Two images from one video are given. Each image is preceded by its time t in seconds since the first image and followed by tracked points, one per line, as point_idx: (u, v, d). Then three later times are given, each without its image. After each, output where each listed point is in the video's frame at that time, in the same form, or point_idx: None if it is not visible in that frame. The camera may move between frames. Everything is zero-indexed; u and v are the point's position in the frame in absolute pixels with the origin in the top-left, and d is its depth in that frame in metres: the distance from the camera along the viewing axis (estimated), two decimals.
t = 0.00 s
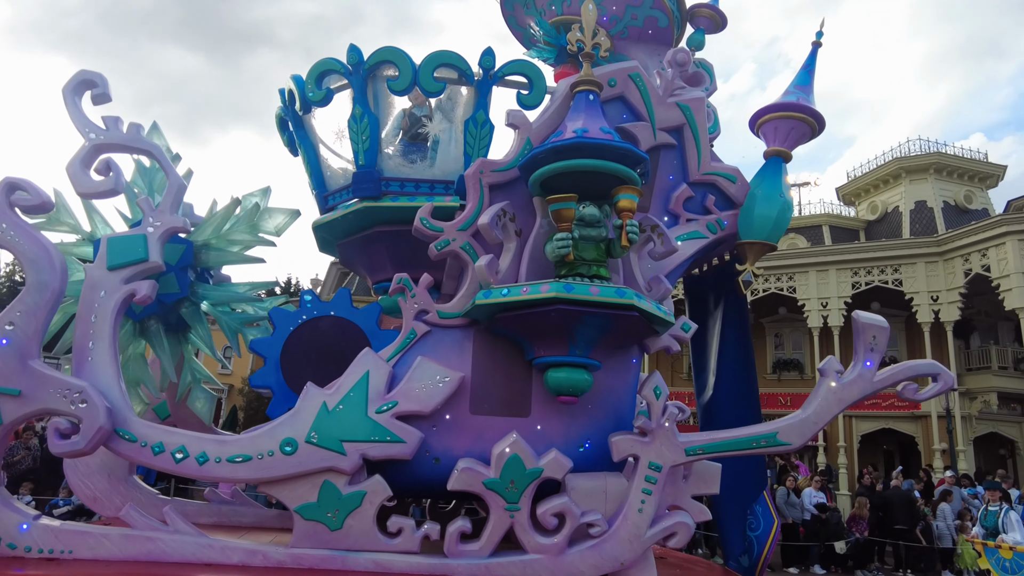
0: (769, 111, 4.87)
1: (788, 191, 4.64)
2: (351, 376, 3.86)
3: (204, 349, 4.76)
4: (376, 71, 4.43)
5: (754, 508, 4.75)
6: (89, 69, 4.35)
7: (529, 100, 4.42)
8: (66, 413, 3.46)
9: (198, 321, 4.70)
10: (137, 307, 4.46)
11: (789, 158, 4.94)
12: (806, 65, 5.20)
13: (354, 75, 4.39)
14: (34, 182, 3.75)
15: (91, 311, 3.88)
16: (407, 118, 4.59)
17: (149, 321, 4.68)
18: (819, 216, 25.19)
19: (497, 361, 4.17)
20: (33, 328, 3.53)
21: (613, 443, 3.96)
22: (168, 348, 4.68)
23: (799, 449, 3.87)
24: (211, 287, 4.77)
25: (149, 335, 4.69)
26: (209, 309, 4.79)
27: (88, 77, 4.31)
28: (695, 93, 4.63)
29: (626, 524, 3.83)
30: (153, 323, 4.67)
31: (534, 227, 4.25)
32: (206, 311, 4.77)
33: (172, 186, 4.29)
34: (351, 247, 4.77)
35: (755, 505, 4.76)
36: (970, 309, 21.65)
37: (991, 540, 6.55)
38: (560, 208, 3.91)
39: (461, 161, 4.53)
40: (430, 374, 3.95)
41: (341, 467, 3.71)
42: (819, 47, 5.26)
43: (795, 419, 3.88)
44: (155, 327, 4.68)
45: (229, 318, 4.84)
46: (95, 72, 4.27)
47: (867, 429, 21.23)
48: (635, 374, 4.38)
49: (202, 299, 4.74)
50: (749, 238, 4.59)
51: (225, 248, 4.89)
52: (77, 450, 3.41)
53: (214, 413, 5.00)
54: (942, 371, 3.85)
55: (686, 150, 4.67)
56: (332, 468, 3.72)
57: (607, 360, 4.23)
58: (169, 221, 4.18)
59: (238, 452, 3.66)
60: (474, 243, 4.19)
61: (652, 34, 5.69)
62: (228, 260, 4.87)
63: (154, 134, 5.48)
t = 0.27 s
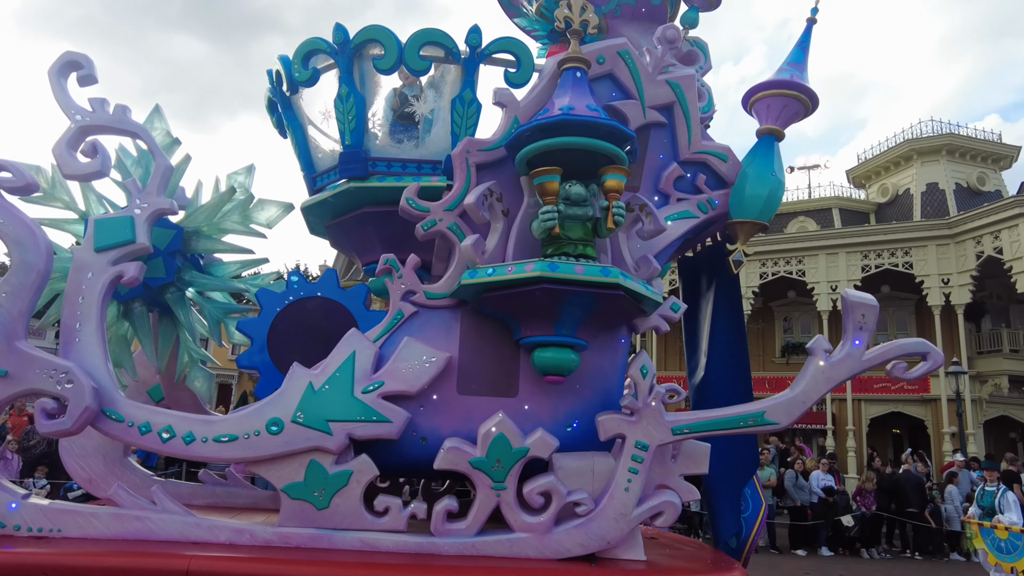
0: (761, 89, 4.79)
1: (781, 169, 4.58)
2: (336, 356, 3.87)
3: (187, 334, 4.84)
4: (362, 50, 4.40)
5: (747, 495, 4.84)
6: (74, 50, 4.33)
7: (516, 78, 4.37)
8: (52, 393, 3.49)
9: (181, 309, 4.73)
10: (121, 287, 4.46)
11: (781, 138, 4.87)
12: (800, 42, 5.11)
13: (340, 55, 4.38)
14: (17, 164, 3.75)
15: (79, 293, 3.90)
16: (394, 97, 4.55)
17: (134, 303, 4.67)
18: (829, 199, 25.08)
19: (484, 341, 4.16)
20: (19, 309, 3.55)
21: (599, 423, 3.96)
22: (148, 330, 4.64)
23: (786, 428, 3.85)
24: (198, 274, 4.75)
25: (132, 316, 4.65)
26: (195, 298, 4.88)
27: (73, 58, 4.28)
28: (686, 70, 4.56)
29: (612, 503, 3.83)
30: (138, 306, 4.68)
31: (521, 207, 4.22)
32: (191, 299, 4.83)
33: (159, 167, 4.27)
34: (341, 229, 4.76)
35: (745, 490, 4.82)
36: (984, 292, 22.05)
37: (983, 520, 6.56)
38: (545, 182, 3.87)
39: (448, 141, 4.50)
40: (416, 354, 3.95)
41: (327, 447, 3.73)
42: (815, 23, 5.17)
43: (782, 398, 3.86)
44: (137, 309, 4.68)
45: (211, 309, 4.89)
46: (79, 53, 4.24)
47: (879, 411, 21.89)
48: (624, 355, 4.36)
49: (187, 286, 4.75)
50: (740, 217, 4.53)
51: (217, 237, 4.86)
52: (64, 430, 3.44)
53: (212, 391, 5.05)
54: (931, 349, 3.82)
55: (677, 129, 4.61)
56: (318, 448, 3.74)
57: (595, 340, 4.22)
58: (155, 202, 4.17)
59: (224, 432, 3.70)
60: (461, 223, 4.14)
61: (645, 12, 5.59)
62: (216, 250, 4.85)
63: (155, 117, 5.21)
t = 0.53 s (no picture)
0: (747, 66, 4.71)
1: (768, 148, 4.51)
2: (316, 337, 3.86)
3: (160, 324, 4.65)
4: (341, 28, 4.36)
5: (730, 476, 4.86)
6: (50, 29, 4.27)
7: (497, 55, 4.31)
8: (30, 375, 3.50)
9: (157, 296, 4.58)
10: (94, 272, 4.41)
11: (768, 116, 4.81)
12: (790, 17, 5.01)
13: (319, 33, 4.35)
14: None
15: (58, 275, 3.89)
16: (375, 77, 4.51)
17: (110, 286, 4.60)
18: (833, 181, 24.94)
19: (466, 322, 4.14)
20: None
21: (580, 402, 3.94)
22: (124, 315, 4.61)
23: (767, 407, 3.83)
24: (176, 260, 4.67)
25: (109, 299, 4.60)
26: (172, 285, 4.67)
27: (49, 38, 4.23)
28: (670, 47, 4.49)
29: (593, 483, 3.82)
30: (115, 291, 4.61)
31: (502, 186, 4.18)
32: (167, 285, 4.65)
33: (137, 148, 4.23)
34: (323, 210, 4.74)
35: (728, 471, 4.83)
36: (989, 274, 22.25)
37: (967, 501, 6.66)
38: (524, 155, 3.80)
39: (429, 119, 4.47)
40: (397, 335, 3.94)
41: (307, 428, 3.73)
42: None
43: (763, 378, 3.83)
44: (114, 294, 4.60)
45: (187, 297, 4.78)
46: (55, 32, 4.19)
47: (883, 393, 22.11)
48: (607, 335, 4.34)
49: (165, 272, 4.63)
50: (725, 196, 4.48)
51: (201, 225, 4.79)
52: (42, 411, 3.45)
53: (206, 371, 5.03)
54: (915, 328, 3.77)
55: (661, 106, 4.55)
56: (298, 429, 3.74)
57: (577, 320, 4.20)
58: (135, 184, 4.14)
59: (203, 413, 3.71)
60: (442, 203, 4.09)
61: None
62: (197, 239, 4.76)
63: (148, 100, 5.00)
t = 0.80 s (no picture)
0: (730, 46, 4.64)
1: (749, 129, 4.45)
2: (289, 320, 3.84)
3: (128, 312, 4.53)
4: (314, 8, 4.31)
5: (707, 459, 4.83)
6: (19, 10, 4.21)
7: (474, 35, 4.25)
8: None
9: (127, 285, 4.49)
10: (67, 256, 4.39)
11: (751, 97, 4.74)
12: None
13: (292, 13, 4.28)
14: None
15: (29, 259, 3.86)
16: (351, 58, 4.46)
17: (80, 270, 4.58)
18: (834, 166, 24.81)
19: (442, 305, 4.11)
20: None
21: (557, 386, 3.93)
22: (90, 299, 4.60)
23: (743, 390, 3.81)
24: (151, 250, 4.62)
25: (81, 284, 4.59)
26: (143, 274, 4.56)
27: (17, 18, 4.16)
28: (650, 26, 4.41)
29: (569, 466, 3.80)
30: (84, 275, 4.58)
31: (478, 167, 4.12)
32: (138, 274, 4.54)
33: (109, 129, 4.16)
34: (301, 193, 4.69)
35: (706, 454, 4.83)
36: (989, 259, 22.27)
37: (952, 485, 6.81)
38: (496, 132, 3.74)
39: (405, 101, 4.42)
40: (372, 319, 3.91)
41: (280, 412, 3.71)
42: None
43: (740, 360, 3.81)
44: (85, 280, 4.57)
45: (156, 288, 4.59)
46: (23, 13, 4.12)
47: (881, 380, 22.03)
48: (586, 318, 4.31)
49: (138, 261, 4.57)
50: (706, 178, 4.42)
51: (178, 215, 4.74)
52: (12, 396, 3.44)
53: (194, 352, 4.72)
54: (893, 310, 3.74)
55: (641, 87, 4.49)
56: (272, 413, 3.72)
57: (554, 303, 4.17)
58: (107, 166, 4.09)
59: (175, 397, 3.69)
60: (417, 184, 4.05)
61: None
62: (172, 230, 4.70)
63: (135, 85, 4.83)
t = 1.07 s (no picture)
0: (702, 30, 4.58)
1: (720, 114, 4.41)
2: (251, 307, 3.79)
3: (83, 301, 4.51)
4: None
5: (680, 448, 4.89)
6: None
7: (439, 17, 4.18)
8: None
9: (80, 274, 4.43)
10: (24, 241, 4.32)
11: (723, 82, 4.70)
12: None
13: None
14: None
15: None
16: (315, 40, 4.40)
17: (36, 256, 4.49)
18: (822, 155, 24.86)
19: (408, 292, 4.06)
20: None
21: (524, 373, 3.90)
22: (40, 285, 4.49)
23: (710, 377, 3.79)
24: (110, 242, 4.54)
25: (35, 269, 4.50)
26: (98, 266, 4.48)
27: None
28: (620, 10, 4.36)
29: (535, 454, 3.77)
30: (38, 260, 4.49)
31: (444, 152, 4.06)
32: (93, 265, 4.46)
33: (66, 113, 4.07)
34: (267, 179, 4.62)
35: (678, 441, 4.88)
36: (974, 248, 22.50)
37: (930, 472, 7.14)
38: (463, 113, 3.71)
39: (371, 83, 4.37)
40: (335, 306, 3.86)
41: (242, 401, 3.66)
42: None
43: (706, 347, 3.79)
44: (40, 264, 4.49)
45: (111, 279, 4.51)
46: None
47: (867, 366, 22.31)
48: (554, 305, 4.28)
49: (95, 252, 4.49)
50: (677, 164, 4.39)
51: (142, 209, 4.63)
52: None
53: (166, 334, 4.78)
54: (860, 297, 3.72)
55: (610, 71, 4.44)
56: (233, 402, 3.67)
57: (521, 290, 4.14)
58: (65, 150, 4.00)
59: (134, 386, 3.63)
60: (382, 169, 3.98)
61: None
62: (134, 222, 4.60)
63: (109, 71, 4.59)
